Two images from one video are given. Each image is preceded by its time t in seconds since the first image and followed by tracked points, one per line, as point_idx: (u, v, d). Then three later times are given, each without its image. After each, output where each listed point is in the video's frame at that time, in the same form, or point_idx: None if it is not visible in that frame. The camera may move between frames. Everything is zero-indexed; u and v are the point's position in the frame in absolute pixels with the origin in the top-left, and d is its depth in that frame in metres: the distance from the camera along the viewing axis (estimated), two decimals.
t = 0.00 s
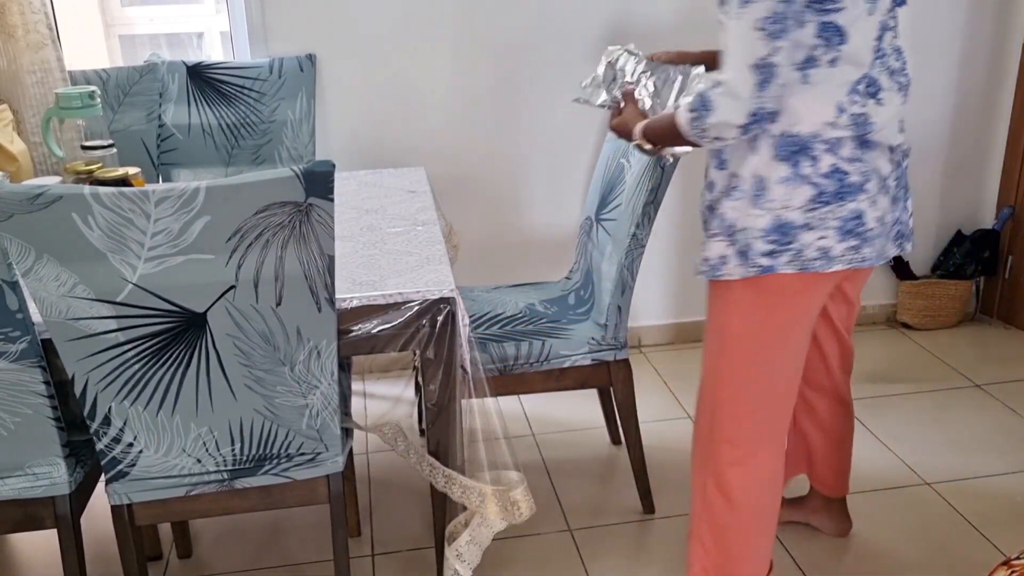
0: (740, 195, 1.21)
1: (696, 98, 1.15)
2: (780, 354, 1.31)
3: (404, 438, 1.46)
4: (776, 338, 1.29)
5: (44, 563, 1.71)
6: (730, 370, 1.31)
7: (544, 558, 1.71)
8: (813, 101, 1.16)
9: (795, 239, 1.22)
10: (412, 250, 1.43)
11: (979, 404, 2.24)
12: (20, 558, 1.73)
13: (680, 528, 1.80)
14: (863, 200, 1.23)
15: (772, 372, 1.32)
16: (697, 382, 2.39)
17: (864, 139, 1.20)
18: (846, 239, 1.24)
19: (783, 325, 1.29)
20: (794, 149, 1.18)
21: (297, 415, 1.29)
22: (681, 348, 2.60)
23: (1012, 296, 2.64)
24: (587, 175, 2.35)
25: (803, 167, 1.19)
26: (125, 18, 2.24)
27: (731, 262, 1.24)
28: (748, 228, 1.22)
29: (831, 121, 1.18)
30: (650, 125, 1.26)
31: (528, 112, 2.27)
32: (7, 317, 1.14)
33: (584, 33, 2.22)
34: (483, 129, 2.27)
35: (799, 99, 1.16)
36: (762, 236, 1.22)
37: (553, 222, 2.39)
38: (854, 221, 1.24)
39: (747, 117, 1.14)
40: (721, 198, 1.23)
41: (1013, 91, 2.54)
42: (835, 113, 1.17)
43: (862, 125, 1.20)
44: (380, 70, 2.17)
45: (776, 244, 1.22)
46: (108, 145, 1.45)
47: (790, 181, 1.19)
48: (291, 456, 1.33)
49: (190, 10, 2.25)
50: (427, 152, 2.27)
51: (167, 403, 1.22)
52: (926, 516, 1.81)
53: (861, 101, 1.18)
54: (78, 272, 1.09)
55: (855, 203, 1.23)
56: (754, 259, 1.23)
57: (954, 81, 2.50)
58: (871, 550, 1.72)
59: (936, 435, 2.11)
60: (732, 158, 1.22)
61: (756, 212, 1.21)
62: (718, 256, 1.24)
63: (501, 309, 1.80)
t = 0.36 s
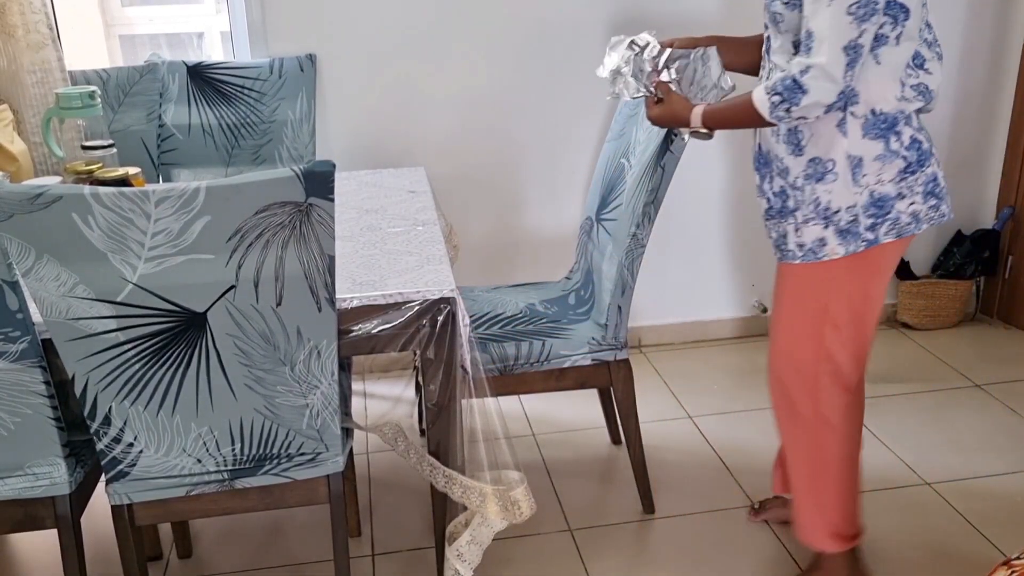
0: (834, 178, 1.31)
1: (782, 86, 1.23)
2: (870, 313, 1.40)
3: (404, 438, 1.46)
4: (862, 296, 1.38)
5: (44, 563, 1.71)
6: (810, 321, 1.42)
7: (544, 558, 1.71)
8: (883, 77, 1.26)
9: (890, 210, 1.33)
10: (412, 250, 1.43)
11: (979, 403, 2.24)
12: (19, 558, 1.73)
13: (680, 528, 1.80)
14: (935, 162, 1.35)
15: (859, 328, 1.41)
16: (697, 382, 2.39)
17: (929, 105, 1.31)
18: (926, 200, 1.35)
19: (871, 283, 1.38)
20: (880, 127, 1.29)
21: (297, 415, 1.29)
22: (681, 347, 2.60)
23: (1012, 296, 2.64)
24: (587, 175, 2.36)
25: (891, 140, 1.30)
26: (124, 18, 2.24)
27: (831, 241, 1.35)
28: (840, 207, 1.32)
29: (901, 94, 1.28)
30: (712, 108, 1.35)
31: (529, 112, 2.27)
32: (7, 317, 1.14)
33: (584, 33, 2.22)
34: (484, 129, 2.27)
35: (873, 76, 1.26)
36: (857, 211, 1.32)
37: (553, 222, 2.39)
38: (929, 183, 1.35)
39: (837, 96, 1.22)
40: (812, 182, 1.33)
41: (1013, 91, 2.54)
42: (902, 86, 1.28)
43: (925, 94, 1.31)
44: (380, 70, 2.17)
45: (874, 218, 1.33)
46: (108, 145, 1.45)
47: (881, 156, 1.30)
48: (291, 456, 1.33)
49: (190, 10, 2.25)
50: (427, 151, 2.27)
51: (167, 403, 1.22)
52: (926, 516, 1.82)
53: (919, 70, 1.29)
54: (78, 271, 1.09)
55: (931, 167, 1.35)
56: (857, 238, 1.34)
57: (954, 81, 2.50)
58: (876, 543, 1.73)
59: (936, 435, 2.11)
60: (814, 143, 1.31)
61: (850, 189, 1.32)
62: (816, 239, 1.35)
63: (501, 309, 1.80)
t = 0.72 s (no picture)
0: (884, 174, 1.33)
1: (834, 76, 1.22)
2: (899, 303, 1.43)
3: (404, 438, 1.46)
4: (895, 287, 1.41)
5: (44, 563, 1.71)
6: (846, 313, 1.43)
7: (544, 558, 1.72)
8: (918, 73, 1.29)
9: (929, 202, 1.37)
10: (412, 250, 1.43)
11: (978, 403, 2.24)
12: (19, 558, 1.73)
13: (680, 528, 1.80)
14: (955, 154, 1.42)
15: (891, 318, 1.44)
16: (697, 382, 2.39)
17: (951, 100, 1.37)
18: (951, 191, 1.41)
19: (905, 276, 1.41)
20: (925, 122, 1.33)
21: (297, 415, 1.29)
22: (681, 347, 2.60)
23: (1013, 296, 2.64)
24: (587, 175, 2.36)
25: (933, 134, 1.34)
26: (124, 18, 2.24)
27: (880, 236, 1.36)
28: (890, 200, 1.34)
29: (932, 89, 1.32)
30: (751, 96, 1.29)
31: (529, 112, 2.27)
32: (7, 317, 1.14)
33: (584, 33, 2.22)
34: (484, 129, 2.27)
35: (909, 73, 1.29)
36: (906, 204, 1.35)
37: (553, 222, 2.39)
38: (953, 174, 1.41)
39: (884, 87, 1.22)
40: (858, 179, 1.34)
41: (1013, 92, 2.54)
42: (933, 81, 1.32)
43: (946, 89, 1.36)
44: (380, 70, 2.17)
45: (919, 209, 1.36)
46: (108, 145, 1.45)
47: (927, 150, 1.34)
48: (291, 456, 1.33)
49: (190, 10, 2.25)
50: (426, 151, 2.26)
51: (167, 403, 1.22)
52: (926, 516, 1.82)
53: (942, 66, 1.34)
54: (78, 272, 1.09)
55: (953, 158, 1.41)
56: (906, 231, 1.36)
57: (954, 81, 2.50)
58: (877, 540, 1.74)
59: (935, 435, 2.11)
60: (857, 140, 1.32)
61: (899, 184, 1.34)
62: (864, 235, 1.36)
63: (501, 309, 1.80)
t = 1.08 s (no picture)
0: (922, 167, 1.34)
1: (919, 62, 1.23)
2: (922, 313, 1.44)
3: (404, 438, 1.46)
4: (920, 292, 1.42)
5: (44, 563, 1.71)
6: (868, 319, 1.44)
7: (544, 558, 1.72)
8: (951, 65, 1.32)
9: (961, 193, 1.39)
10: (412, 250, 1.43)
11: (978, 403, 2.24)
12: (19, 558, 1.73)
13: (680, 527, 1.80)
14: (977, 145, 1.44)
15: (913, 327, 1.45)
16: (697, 381, 2.40)
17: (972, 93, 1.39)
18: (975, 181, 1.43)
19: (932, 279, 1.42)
20: (960, 114, 1.34)
21: (297, 415, 1.29)
22: (680, 347, 2.60)
23: (1012, 296, 2.64)
24: (587, 175, 2.36)
25: (967, 126, 1.35)
26: (124, 17, 2.24)
27: (919, 228, 1.37)
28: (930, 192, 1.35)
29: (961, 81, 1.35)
30: (835, 97, 1.26)
31: (529, 112, 2.27)
32: (7, 317, 1.14)
33: (585, 33, 2.22)
34: (484, 129, 2.27)
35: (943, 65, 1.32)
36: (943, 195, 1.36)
37: (553, 222, 2.39)
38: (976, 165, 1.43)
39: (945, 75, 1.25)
40: (898, 174, 1.35)
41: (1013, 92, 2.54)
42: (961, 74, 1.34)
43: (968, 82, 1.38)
44: (380, 70, 2.17)
45: (952, 200, 1.38)
46: (108, 145, 1.45)
47: (961, 143, 1.35)
48: (291, 456, 1.33)
49: (190, 10, 2.24)
50: (426, 151, 2.26)
51: (167, 403, 1.22)
52: (926, 516, 1.82)
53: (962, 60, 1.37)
54: (78, 271, 1.09)
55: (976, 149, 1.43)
56: (943, 222, 1.37)
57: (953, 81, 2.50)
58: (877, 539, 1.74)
59: (935, 435, 2.11)
60: (896, 136, 1.33)
61: (936, 176, 1.35)
62: (903, 228, 1.37)
63: (501, 309, 1.80)
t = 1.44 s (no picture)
0: (940, 164, 1.34)
1: (939, 61, 1.23)
2: (932, 311, 1.45)
3: (404, 438, 1.46)
4: (932, 290, 1.42)
5: (44, 563, 1.71)
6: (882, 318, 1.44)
7: (544, 557, 1.72)
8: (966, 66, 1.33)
9: (976, 194, 1.39)
10: (412, 250, 1.43)
11: (978, 403, 2.24)
12: (19, 558, 1.73)
13: (680, 527, 1.80)
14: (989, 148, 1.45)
15: (924, 326, 1.45)
16: (697, 381, 2.40)
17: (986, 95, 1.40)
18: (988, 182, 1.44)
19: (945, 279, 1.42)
20: (976, 113, 1.34)
21: (297, 415, 1.29)
22: (680, 347, 2.60)
23: (1012, 296, 2.64)
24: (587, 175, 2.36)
25: (982, 126, 1.36)
26: (125, 18, 2.24)
27: (935, 227, 1.37)
28: (947, 190, 1.35)
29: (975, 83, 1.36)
30: (854, 100, 1.25)
31: (530, 112, 2.27)
32: (7, 317, 1.14)
33: (585, 33, 2.22)
34: (484, 129, 2.27)
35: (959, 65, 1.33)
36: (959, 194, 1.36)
37: (553, 221, 2.39)
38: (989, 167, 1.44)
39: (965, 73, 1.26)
40: (915, 172, 1.35)
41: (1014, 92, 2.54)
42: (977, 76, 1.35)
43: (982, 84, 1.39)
44: (380, 70, 2.17)
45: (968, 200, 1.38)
46: (108, 145, 1.45)
47: (977, 142, 1.36)
48: (291, 456, 1.33)
49: (190, 10, 2.25)
50: (426, 151, 2.26)
51: (167, 403, 1.22)
52: (926, 515, 1.82)
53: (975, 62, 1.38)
54: (78, 271, 1.09)
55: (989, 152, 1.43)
56: (960, 220, 1.37)
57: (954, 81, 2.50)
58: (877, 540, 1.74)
59: (935, 435, 2.11)
60: (914, 134, 1.33)
61: (954, 174, 1.35)
62: (920, 227, 1.37)
63: (501, 309, 1.80)
